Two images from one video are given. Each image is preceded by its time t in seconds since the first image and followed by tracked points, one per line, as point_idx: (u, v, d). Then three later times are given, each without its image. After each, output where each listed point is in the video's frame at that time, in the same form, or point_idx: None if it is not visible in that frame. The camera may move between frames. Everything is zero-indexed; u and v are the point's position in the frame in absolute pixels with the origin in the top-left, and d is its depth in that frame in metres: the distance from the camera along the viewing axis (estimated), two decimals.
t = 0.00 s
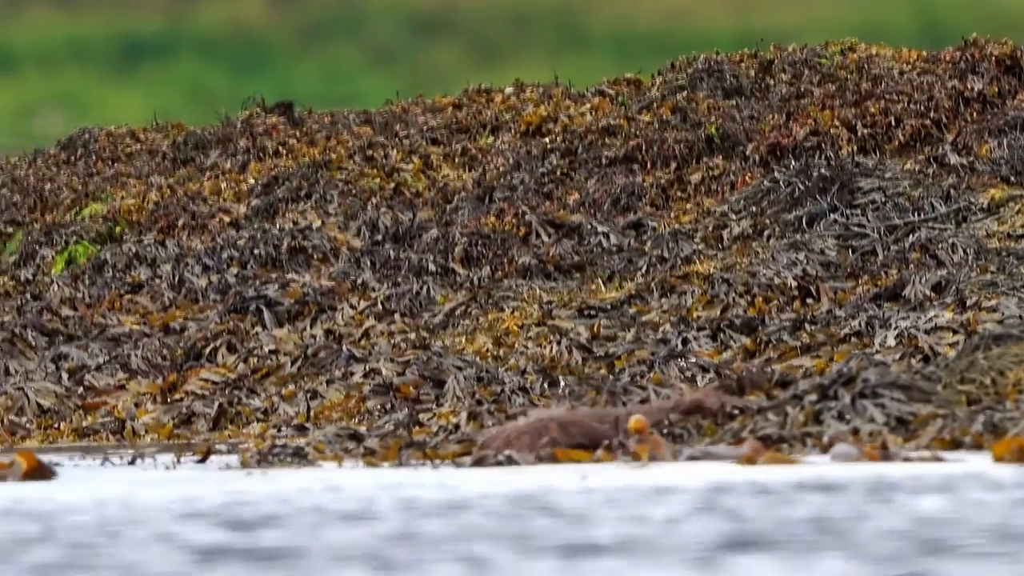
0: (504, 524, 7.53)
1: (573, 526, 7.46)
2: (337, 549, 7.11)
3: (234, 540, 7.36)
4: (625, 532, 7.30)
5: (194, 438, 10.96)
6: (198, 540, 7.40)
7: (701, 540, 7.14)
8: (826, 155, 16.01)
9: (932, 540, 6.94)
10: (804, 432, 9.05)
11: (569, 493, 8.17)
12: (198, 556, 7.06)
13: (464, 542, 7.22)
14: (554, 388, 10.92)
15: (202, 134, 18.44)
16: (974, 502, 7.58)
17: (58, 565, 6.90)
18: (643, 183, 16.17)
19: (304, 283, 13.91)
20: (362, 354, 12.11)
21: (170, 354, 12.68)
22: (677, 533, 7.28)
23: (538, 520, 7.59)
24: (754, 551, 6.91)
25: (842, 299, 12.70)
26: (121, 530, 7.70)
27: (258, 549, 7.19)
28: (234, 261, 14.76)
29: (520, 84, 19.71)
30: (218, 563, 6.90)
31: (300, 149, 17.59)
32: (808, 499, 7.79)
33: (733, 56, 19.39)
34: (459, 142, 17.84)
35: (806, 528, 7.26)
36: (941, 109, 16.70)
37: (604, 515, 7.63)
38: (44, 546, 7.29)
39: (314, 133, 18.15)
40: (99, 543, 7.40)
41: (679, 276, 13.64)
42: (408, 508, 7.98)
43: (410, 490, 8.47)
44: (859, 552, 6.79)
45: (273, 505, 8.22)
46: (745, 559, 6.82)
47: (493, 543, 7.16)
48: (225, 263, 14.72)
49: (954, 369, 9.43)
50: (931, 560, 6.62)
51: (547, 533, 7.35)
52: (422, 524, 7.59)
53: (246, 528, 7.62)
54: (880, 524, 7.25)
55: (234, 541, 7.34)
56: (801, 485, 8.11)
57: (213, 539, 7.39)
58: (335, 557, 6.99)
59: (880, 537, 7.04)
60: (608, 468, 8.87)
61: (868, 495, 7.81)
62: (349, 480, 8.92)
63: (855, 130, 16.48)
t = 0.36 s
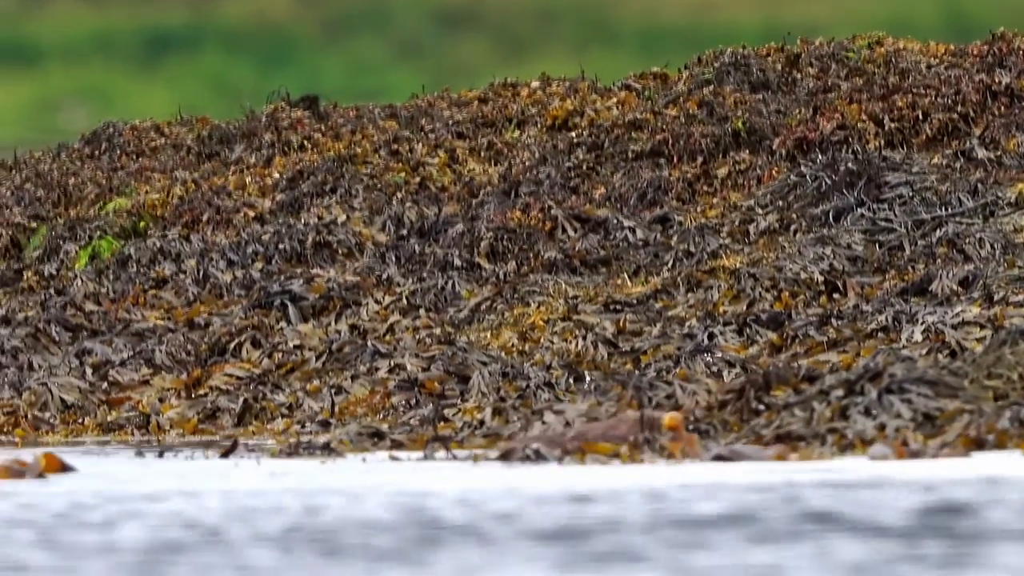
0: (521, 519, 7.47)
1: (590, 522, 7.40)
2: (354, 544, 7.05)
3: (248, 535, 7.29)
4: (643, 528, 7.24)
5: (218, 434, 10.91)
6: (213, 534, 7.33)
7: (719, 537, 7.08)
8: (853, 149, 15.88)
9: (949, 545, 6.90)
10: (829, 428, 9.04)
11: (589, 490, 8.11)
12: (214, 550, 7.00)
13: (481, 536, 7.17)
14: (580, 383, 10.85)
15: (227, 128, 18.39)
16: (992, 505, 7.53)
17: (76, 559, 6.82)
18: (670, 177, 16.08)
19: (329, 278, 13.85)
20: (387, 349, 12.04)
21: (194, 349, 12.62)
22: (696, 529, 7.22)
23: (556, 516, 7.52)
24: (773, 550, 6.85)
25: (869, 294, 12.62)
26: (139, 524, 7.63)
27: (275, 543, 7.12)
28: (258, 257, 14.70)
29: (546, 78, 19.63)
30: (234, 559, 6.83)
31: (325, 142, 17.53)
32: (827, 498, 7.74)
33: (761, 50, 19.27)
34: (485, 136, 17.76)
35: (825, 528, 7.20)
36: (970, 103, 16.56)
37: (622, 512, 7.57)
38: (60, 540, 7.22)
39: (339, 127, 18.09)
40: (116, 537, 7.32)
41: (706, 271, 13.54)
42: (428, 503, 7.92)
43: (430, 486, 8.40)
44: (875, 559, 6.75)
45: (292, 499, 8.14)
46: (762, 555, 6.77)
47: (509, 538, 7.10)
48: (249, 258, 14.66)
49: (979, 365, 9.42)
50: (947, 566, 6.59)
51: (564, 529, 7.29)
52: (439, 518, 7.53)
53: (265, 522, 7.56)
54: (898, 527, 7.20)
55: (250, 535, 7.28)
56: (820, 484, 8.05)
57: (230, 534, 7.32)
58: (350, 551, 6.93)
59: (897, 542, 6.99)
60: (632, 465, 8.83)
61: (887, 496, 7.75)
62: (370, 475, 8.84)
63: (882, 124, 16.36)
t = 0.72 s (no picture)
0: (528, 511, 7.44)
1: (597, 513, 7.37)
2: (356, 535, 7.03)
3: (253, 528, 7.27)
4: (648, 518, 7.20)
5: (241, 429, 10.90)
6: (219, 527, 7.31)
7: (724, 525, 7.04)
8: (878, 144, 15.79)
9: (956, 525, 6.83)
10: (855, 424, 9.01)
11: (602, 485, 8.06)
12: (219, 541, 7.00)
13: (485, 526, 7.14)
14: (604, 379, 10.81)
15: (250, 124, 18.37)
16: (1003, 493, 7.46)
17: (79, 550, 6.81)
18: (694, 173, 16.02)
19: (352, 273, 13.82)
20: (411, 345, 12.01)
21: (217, 344, 12.60)
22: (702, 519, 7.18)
23: (563, 510, 7.49)
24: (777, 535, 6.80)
25: (894, 290, 12.54)
26: (146, 519, 7.60)
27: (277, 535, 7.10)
28: (281, 252, 14.67)
29: (571, 74, 19.57)
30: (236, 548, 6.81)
31: (349, 138, 17.52)
32: (839, 491, 7.68)
33: (786, 45, 19.18)
34: (509, 131, 17.71)
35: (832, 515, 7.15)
36: (996, 98, 16.45)
37: (630, 504, 7.53)
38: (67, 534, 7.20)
39: (363, 122, 18.06)
40: (122, 531, 7.31)
41: (731, 266, 13.47)
42: (438, 499, 7.88)
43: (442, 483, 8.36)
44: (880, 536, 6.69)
45: (303, 495, 8.11)
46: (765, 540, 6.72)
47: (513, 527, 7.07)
48: (273, 253, 14.63)
49: (1005, 363, 9.36)
50: (950, 539, 6.56)
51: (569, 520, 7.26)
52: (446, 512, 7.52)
53: (271, 518, 7.53)
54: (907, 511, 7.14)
55: (255, 528, 7.26)
56: (833, 479, 8.00)
57: (235, 527, 7.30)
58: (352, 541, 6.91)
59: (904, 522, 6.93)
60: (651, 461, 8.79)
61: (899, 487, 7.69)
62: (386, 472, 8.80)
63: (907, 119, 16.27)
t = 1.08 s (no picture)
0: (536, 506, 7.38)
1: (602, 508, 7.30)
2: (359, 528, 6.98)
3: (257, 523, 7.23)
4: (655, 509, 7.16)
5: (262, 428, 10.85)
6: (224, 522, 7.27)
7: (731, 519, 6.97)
8: (902, 142, 15.68)
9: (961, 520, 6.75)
10: (879, 421, 8.95)
11: (616, 479, 8.03)
12: (228, 531, 7.01)
13: (487, 519, 7.08)
14: (627, 376, 10.75)
15: (271, 122, 18.33)
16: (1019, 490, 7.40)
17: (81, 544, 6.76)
18: (716, 170, 15.94)
19: (374, 272, 13.77)
20: (432, 343, 11.95)
21: (238, 343, 12.56)
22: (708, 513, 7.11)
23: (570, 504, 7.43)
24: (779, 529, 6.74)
25: (918, 288, 12.44)
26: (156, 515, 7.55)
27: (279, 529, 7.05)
28: (302, 250, 14.62)
29: (592, 71, 19.50)
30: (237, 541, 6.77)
31: (370, 136, 17.50)
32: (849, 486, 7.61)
33: (808, 42, 19.08)
34: (530, 129, 17.65)
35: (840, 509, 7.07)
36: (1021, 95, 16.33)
37: (639, 499, 7.46)
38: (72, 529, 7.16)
39: (384, 120, 18.01)
40: (129, 525, 7.27)
41: (754, 264, 13.38)
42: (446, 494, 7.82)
43: (453, 479, 8.30)
44: (880, 526, 6.61)
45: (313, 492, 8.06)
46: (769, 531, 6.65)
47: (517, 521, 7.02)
48: (294, 251, 14.59)
49: None
50: (958, 527, 6.54)
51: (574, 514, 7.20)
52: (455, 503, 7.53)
53: (277, 513, 7.48)
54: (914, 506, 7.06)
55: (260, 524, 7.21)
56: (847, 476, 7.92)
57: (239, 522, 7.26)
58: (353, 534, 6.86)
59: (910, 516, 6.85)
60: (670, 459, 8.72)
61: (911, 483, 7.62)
62: (400, 471, 8.73)
63: (931, 116, 16.17)
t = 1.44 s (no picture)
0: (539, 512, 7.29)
1: (606, 515, 7.20)
2: (359, 538, 6.89)
3: (259, 531, 7.15)
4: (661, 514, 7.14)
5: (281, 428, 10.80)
6: (227, 530, 7.19)
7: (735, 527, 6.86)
8: (924, 141, 15.59)
9: (968, 529, 6.63)
10: (902, 421, 8.91)
11: (633, 481, 7.99)
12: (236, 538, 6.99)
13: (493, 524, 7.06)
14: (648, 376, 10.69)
15: (291, 121, 18.30)
16: None
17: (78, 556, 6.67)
18: (738, 170, 15.87)
19: (393, 271, 13.73)
20: (452, 343, 11.90)
21: (257, 344, 12.51)
22: (713, 522, 7.00)
23: (575, 510, 7.34)
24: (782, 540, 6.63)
25: (940, 287, 12.36)
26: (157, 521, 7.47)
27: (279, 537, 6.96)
28: (322, 250, 14.57)
29: (613, 70, 19.44)
30: (235, 553, 6.68)
31: (390, 134, 17.46)
32: (859, 492, 7.50)
33: (830, 41, 18.98)
34: (551, 128, 17.58)
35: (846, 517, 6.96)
36: None
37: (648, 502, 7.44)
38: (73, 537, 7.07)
39: (405, 119, 17.97)
40: (137, 530, 7.26)
41: (775, 264, 13.31)
42: (456, 496, 7.78)
43: (462, 480, 8.20)
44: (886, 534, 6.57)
45: (321, 494, 7.97)
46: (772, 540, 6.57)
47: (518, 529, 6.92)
48: (313, 250, 14.54)
49: None
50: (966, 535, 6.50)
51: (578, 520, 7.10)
52: (464, 506, 7.51)
53: (280, 518, 7.40)
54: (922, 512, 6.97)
55: (261, 532, 7.13)
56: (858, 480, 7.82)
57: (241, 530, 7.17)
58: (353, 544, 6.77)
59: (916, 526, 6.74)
60: (684, 459, 8.64)
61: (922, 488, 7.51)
62: (413, 471, 8.65)
63: (953, 116, 16.07)
